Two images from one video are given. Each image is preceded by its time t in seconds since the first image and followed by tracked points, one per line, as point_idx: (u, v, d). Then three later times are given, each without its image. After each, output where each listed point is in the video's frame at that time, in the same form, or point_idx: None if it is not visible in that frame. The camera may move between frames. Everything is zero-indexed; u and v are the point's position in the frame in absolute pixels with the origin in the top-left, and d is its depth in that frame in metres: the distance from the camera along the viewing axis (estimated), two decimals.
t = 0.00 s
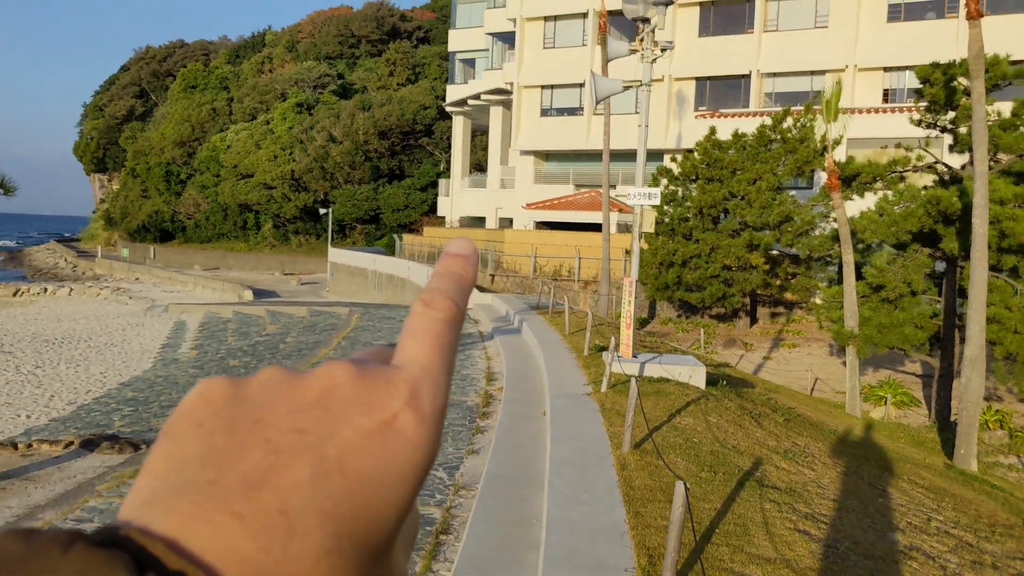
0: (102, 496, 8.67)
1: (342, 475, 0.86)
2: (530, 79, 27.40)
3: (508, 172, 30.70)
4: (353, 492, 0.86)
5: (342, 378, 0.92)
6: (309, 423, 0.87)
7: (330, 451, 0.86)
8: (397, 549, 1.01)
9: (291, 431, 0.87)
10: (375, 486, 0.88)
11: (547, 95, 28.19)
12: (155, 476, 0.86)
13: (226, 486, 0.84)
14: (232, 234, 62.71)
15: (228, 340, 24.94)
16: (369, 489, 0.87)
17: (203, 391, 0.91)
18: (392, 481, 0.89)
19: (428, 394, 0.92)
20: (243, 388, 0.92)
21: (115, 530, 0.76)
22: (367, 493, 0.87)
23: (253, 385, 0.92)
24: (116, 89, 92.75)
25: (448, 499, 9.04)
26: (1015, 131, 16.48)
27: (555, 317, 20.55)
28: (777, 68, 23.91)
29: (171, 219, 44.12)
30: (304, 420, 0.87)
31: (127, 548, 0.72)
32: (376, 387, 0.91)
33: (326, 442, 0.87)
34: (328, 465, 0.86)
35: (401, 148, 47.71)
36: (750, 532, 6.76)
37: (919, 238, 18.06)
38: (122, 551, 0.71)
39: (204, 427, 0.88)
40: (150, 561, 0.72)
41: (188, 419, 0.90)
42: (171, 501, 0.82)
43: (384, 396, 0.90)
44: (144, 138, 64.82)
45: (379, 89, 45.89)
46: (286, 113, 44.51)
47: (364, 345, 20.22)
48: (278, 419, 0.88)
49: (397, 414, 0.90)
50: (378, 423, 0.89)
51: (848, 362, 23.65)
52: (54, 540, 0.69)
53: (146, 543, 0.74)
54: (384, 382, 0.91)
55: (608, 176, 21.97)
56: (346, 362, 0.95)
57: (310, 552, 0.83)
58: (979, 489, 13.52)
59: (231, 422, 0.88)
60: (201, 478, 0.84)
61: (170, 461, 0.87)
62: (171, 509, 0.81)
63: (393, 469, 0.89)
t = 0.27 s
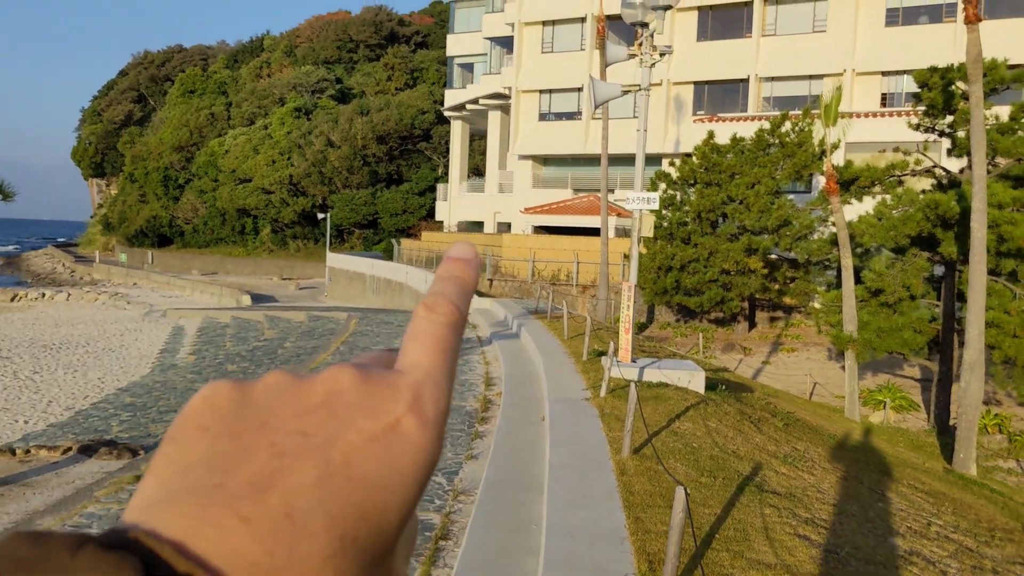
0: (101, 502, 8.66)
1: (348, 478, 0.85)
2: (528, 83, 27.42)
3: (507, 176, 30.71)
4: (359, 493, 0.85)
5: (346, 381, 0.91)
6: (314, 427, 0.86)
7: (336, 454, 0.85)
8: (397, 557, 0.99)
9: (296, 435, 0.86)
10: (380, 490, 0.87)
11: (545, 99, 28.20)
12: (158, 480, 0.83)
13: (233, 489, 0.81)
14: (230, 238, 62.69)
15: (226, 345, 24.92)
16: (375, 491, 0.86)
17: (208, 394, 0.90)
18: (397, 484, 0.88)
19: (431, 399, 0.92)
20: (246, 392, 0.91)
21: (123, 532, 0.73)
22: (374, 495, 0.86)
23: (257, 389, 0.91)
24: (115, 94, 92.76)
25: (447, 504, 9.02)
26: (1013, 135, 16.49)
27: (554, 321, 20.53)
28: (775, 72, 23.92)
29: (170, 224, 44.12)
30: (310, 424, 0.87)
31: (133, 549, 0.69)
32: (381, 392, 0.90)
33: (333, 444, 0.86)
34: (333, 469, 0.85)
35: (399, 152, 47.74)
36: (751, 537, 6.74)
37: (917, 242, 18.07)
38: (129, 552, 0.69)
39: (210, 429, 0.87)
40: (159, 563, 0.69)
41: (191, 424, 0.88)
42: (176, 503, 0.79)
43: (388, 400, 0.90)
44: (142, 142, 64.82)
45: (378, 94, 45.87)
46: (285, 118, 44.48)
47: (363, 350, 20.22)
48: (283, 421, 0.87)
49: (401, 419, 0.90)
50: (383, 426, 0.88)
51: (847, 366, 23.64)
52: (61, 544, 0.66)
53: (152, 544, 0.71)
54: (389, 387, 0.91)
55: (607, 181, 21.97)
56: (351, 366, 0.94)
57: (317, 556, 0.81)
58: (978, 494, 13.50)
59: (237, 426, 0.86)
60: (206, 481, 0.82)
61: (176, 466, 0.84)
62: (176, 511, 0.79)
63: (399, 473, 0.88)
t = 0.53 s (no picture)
0: (99, 506, 8.64)
1: (329, 499, 0.80)
2: (527, 88, 27.47)
3: (505, 181, 30.75)
4: (341, 517, 0.80)
5: (327, 399, 0.85)
6: (293, 443, 0.81)
7: (315, 474, 0.80)
8: None
9: (275, 453, 0.80)
10: (362, 511, 0.81)
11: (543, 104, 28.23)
12: (131, 495, 0.78)
13: (208, 508, 0.76)
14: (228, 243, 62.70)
15: (224, 349, 24.91)
16: (357, 512, 0.81)
17: (188, 409, 0.83)
18: (382, 505, 0.83)
19: (415, 417, 0.86)
20: (224, 406, 0.84)
21: (95, 549, 0.69)
22: (353, 519, 0.81)
23: (235, 404, 0.84)
24: (113, 98, 92.81)
25: (446, 509, 9.01)
26: (1010, 140, 16.52)
27: (552, 325, 20.55)
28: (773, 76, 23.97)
29: (168, 229, 44.14)
30: (290, 441, 0.81)
31: (108, 569, 0.65)
32: (364, 409, 0.85)
33: (313, 462, 0.80)
34: (312, 489, 0.79)
35: (397, 156, 47.81)
36: (750, 541, 6.74)
37: (915, 246, 18.10)
38: (101, 571, 0.64)
39: (185, 446, 0.81)
40: None
41: (167, 438, 0.83)
42: (149, 522, 0.75)
43: (371, 419, 0.84)
44: (140, 147, 64.84)
45: (376, 98, 45.92)
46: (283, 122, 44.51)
47: (361, 354, 20.23)
48: (261, 437, 0.81)
49: (383, 439, 0.84)
50: (365, 446, 0.83)
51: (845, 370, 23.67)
52: (27, 560, 0.62)
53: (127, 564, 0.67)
54: (372, 406, 0.85)
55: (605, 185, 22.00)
56: (334, 381, 0.88)
57: None
58: (977, 497, 13.49)
59: (215, 440, 0.81)
60: (180, 499, 0.77)
61: (148, 481, 0.79)
62: (150, 531, 0.74)
63: (380, 497, 0.83)
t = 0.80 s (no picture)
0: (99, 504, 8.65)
1: (322, 509, 0.79)
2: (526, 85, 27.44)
3: (505, 178, 30.73)
4: (335, 526, 0.80)
5: (323, 405, 0.83)
6: (287, 451, 0.79)
7: (309, 485, 0.79)
8: None
9: (267, 461, 0.79)
10: (355, 523, 0.81)
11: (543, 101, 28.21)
12: (121, 497, 0.77)
13: (198, 519, 0.75)
14: (228, 240, 62.66)
15: (224, 346, 24.92)
16: (350, 525, 0.80)
17: (179, 410, 0.81)
18: (375, 516, 0.82)
19: (412, 427, 0.85)
20: (217, 407, 0.83)
21: (77, 559, 0.68)
22: (346, 529, 0.80)
23: (227, 406, 0.83)
24: (112, 95, 92.68)
25: (445, 506, 9.02)
26: (1010, 137, 16.53)
27: (552, 323, 20.56)
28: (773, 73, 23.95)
29: (168, 226, 44.16)
30: (283, 448, 0.79)
31: None
32: (361, 417, 0.83)
33: (305, 474, 0.79)
34: (306, 499, 0.78)
35: (397, 154, 47.80)
36: (749, 538, 6.75)
37: (914, 244, 18.11)
38: None
39: (174, 450, 0.79)
40: None
41: (157, 440, 0.81)
42: (136, 529, 0.74)
43: (367, 429, 0.83)
44: (139, 144, 64.78)
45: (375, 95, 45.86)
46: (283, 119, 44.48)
47: (361, 351, 20.23)
48: (255, 443, 0.79)
49: (379, 447, 0.83)
50: (362, 454, 0.82)
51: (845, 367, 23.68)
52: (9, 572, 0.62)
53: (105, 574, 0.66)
54: (369, 413, 0.84)
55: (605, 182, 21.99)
56: (331, 386, 0.86)
57: None
58: (977, 495, 13.51)
59: (205, 446, 0.79)
60: (168, 506, 0.76)
61: (137, 483, 0.77)
62: (135, 538, 0.73)
63: (375, 507, 0.82)
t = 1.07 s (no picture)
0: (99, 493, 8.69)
1: (311, 505, 0.78)
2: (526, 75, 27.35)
3: (504, 168, 30.68)
4: (325, 521, 0.78)
5: (313, 396, 0.82)
6: (275, 445, 0.78)
7: (298, 479, 0.78)
8: None
9: (256, 451, 0.77)
10: (347, 518, 0.79)
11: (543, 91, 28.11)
12: (102, 487, 0.76)
13: (182, 512, 0.74)
14: (227, 231, 62.63)
15: (224, 337, 24.93)
16: (341, 520, 0.79)
17: (166, 402, 0.80)
18: (366, 515, 0.81)
19: (407, 418, 0.84)
20: (203, 396, 0.81)
21: (48, 554, 0.67)
22: (335, 523, 0.79)
23: (215, 396, 0.82)
24: (111, 86, 92.43)
25: (445, 496, 9.03)
26: (1010, 127, 16.49)
27: (551, 313, 20.55)
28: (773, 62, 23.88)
29: (167, 217, 44.12)
30: (272, 440, 0.78)
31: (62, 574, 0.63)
32: (353, 409, 0.82)
33: (294, 467, 0.78)
34: (293, 494, 0.77)
35: (396, 144, 47.71)
36: (749, 528, 6.76)
37: (914, 234, 18.08)
38: None
39: (159, 442, 0.78)
40: None
41: (141, 430, 0.79)
42: (120, 525, 0.73)
43: (359, 420, 0.82)
44: (138, 135, 64.68)
45: (375, 85, 45.70)
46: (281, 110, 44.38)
47: (360, 342, 20.24)
48: (244, 434, 0.78)
49: (372, 441, 0.82)
50: (353, 447, 0.81)
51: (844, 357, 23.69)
52: None
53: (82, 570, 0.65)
54: (361, 404, 0.83)
55: (604, 172, 21.94)
56: (323, 375, 0.85)
57: None
58: (976, 484, 13.53)
59: (191, 440, 0.77)
60: (152, 499, 0.75)
61: (121, 476, 0.76)
62: (115, 534, 0.72)
63: (370, 502, 0.81)
